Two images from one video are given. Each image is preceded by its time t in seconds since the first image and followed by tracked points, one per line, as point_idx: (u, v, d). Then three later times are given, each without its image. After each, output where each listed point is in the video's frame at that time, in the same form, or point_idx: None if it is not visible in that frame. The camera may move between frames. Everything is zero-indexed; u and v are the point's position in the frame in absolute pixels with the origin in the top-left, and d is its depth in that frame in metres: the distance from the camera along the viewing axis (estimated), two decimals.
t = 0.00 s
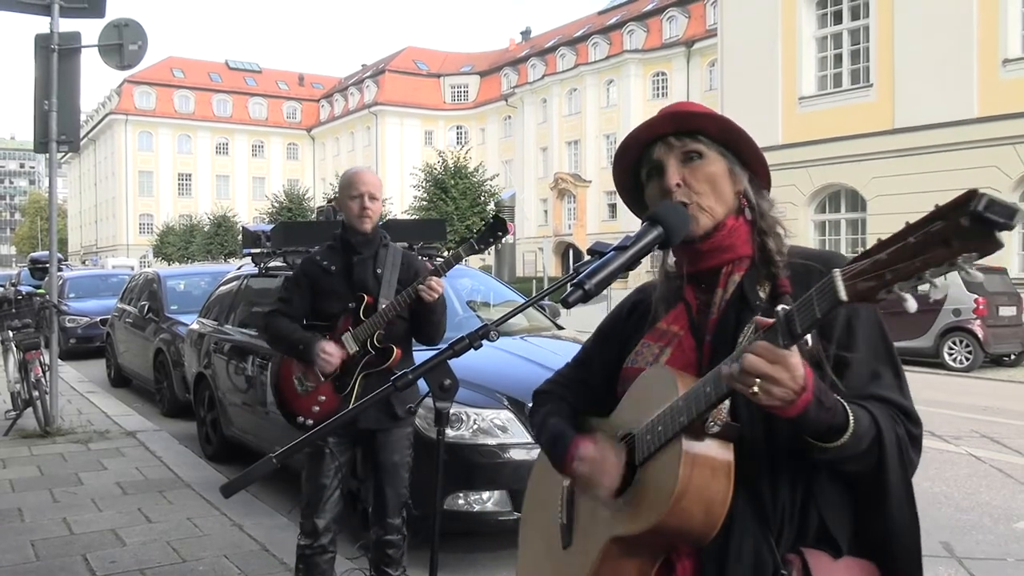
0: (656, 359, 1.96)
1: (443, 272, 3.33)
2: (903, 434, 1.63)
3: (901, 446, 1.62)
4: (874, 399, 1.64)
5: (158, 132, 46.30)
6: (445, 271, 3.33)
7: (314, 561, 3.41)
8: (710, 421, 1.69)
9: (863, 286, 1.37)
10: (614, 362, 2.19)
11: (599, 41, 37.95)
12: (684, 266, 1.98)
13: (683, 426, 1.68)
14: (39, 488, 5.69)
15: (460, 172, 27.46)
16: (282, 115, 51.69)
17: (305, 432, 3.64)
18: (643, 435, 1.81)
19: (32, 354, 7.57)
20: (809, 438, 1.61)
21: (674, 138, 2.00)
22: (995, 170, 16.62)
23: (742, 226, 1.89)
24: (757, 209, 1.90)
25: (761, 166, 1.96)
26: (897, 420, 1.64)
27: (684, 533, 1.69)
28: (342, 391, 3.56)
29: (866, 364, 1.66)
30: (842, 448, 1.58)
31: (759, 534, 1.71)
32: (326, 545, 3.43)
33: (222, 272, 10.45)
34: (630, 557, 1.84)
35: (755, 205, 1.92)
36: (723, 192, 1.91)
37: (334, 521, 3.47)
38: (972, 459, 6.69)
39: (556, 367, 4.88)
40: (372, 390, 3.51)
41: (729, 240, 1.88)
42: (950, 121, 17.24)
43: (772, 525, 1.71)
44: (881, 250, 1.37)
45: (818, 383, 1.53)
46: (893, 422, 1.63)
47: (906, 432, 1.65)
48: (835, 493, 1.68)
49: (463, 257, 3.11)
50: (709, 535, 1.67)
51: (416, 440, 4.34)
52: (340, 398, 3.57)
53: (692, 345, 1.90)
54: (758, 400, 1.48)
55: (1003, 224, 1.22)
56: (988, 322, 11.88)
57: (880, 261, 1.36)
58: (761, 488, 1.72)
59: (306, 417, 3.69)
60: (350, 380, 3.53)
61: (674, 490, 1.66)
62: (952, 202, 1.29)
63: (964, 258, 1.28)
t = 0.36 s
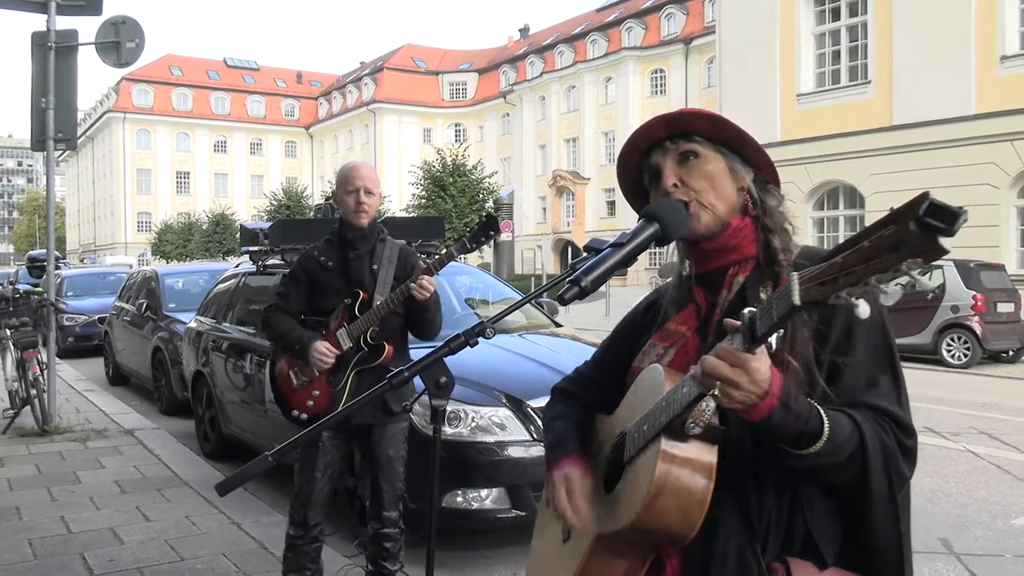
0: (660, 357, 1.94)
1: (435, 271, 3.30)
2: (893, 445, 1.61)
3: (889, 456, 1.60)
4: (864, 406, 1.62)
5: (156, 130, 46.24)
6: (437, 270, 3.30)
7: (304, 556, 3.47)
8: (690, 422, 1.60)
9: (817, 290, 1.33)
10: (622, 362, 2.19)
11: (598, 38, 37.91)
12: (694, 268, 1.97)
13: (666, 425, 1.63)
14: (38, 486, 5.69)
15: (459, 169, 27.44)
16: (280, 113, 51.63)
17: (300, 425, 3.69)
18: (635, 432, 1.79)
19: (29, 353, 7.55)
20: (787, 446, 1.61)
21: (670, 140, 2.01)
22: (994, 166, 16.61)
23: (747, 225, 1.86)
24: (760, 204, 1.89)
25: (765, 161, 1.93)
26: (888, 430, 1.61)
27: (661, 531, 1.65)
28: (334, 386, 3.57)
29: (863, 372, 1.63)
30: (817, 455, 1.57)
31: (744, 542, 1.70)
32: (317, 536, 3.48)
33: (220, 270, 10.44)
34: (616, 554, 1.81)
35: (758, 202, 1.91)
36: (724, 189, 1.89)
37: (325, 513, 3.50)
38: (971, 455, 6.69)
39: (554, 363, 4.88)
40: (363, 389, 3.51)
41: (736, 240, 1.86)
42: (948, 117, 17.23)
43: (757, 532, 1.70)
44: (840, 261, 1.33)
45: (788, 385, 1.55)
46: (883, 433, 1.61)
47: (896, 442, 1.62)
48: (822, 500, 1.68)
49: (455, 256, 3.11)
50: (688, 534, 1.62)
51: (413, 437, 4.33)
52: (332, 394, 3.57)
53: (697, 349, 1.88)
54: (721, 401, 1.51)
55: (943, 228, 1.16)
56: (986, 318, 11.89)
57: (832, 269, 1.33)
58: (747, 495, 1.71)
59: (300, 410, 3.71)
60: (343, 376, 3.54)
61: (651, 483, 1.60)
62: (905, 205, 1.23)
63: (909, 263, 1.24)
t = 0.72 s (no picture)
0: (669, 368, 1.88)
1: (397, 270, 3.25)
2: (885, 459, 1.55)
3: (881, 473, 1.55)
4: (857, 418, 1.58)
5: (155, 131, 46.20)
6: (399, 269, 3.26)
7: (298, 554, 3.53)
8: (673, 431, 1.60)
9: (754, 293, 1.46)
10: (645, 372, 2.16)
11: (596, 38, 37.92)
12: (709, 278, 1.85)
13: (651, 431, 1.64)
14: (37, 487, 5.69)
15: (456, 169, 27.43)
16: (278, 114, 51.58)
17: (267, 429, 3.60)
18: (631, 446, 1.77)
19: (27, 354, 7.53)
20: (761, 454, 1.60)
21: (688, 145, 1.91)
22: (991, 165, 16.61)
23: (755, 238, 1.75)
24: (774, 217, 1.79)
25: (787, 171, 1.80)
26: (881, 445, 1.56)
27: (633, 552, 1.64)
28: (301, 391, 3.50)
29: (861, 384, 1.59)
30: (794, 466, 1.56)
31: (735, 557, 1.69)
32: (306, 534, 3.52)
33: (218, 271, 10.43)
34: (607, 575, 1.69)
35: (772, 212, 1.80)
36: (737, 198, 1.79)
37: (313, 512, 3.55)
38: (969, 455, 6.69)
39: (552, 363, 4.88)
40: (328, 396, 3.48)
41: (743, 248, 1.74)
42: (946, 117, 17.24)
43: (748, 545, 1.68)
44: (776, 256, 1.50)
45: (757, 394, 1.55)
46: (874, 447, 1.56)
47: (890, 457, 1.56)
48: (813, 514, 1.63)
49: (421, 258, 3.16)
50: (668, 543, 1.61)
51: (412, 437, 4.33)
52: (300, 398, 3.51)
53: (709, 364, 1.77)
54: (683, 405, 1.53)
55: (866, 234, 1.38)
56: (984, 317, 11.90)
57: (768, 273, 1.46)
58: (736, 507, 1.70)
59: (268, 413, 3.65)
60: (308, 382, 3.48)
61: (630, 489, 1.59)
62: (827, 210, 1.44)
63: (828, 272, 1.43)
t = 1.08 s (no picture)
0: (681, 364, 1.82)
1: (353, 260, 3.24)
2: (851, 479, 1.46)
3: (842, 494, 1.47)
4: (830, 435, 1.48)
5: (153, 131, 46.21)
6: (356, 259, 3.24)
7: (290, 557, 3.53)
8: (656, 435, 1.56)
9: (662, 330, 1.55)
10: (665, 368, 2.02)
11: (594, 38, 37.91)
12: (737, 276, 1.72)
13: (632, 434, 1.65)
14: (35, 489, 5.68)
15: (455, 170, 27.44)
16: (276, 114, 51.56)
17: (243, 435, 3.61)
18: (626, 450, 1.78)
19: (25, 355, 7.52)
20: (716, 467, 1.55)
21: (713, 135, 1.76)
22: (989, 165, 16.63)
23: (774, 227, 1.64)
24: (793, 210, 1.64)
25: (810, 164, 1.64)
26: (847, 465, 1.46)
27: (616, 557, 1.64)
28: (273, 390, 3.52)
29: (843, 395, 1.49)
30: (746, 477, 1.51)
31: (717, 560, 1.65)
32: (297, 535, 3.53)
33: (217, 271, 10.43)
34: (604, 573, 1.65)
35: (792, 205, 1.66)
36: (750, 191, 1.65)
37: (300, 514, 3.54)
38: (968, 454, 6.70)
39: (551, 363, 4.88)
40: (301, 395, 3.49)
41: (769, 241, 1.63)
42: (944, 117, 17.25)
43: (733, 544, 1.63)
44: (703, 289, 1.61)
45: (708, 401, 1.52)
46: (837, 467, 1.46)
47: (858, 476, 1.46)
48: (783, 530, 1.58)
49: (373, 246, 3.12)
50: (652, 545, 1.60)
51: (410, 437, 4.33)
52: (272, 400, 3.51)
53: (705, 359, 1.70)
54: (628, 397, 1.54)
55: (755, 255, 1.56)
56: (982, 317, 11.92)
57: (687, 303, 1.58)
58: (722, 514, 1.65)
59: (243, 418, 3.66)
60: (280, 382, 3.50)
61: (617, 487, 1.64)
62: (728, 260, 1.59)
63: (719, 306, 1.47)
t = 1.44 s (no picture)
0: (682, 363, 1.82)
1: (345, 256, 3.25)
2: (833, 495, 1.45)
3: (825, 508, 1.46)
4: (817, 448, 1.48)
5: (150, 130, 46.11)
6: (347, 256, 3.25)
7: (285, 558, 3.51)
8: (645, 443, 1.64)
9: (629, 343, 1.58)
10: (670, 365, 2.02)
11: (592, 39, 37.94)
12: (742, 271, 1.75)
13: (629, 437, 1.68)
14: (30, 488, 5.67)
15: (452, 170, 27.42)
16: (274, 114, 51.52)
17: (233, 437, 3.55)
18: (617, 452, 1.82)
19: (21, 353, 7.49)
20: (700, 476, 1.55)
21: (716, 141, 1.75)
22: (986, 168, 16.66)
23: (773, 234, 1.66)
24: (796, 217, 1.64)
25: (815, 169, 1.61)
26: (832, 479, 1.45)
27: (613, 559, 1.69)
28: (263, 390, 3.49)
29: (836, 406, 1.48)
30: (729, 489, 1.50)
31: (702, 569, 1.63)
32: (290, 537, 3.52)
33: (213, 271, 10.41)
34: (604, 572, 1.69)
35: (795, 212, 1.65)
36: (753, 195, 1.65)
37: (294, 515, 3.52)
38: (963, 455, 6.72)
39: (546, 364, 4.89)
40: (292, 392, 3.48)
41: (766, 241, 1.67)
42: (941, 119, 17.29)
43: (718, 554, 1.62)
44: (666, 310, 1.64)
45: (691, 411, 1.53)
46: (821, 481, 1.45)
47: (841, 492, 1.45)
48: (766, 543, 1.56)
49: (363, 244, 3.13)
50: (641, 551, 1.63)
51: (405, 438, 4.33)
52: (263, 401, 3.49)
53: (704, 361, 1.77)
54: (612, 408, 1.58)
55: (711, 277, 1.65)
56: (978, 319, 11.96)
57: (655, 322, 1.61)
58: (709, 525, 1.64)
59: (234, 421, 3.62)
60: (270, 381, 3.47)
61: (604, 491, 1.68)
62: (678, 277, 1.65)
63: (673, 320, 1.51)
